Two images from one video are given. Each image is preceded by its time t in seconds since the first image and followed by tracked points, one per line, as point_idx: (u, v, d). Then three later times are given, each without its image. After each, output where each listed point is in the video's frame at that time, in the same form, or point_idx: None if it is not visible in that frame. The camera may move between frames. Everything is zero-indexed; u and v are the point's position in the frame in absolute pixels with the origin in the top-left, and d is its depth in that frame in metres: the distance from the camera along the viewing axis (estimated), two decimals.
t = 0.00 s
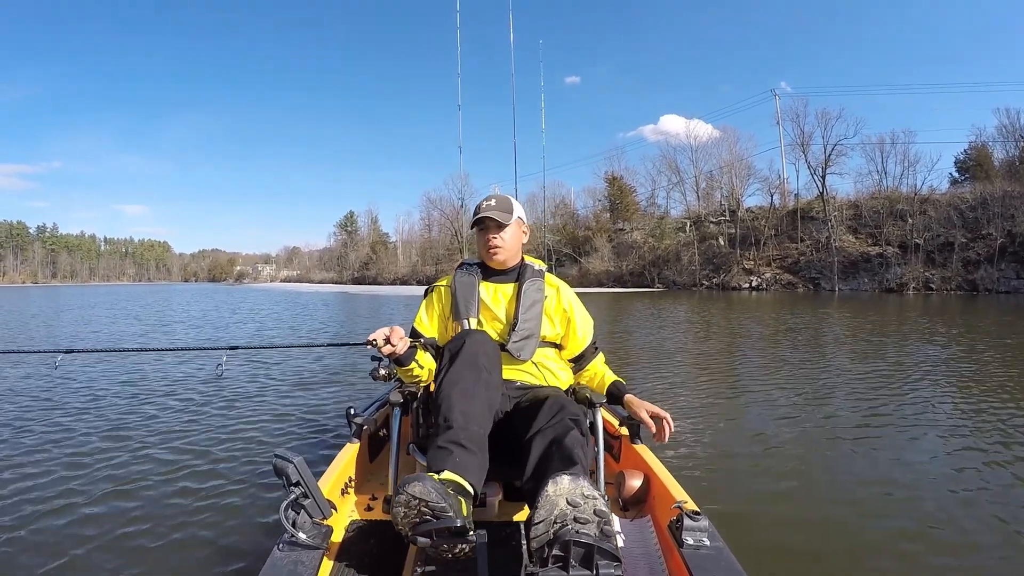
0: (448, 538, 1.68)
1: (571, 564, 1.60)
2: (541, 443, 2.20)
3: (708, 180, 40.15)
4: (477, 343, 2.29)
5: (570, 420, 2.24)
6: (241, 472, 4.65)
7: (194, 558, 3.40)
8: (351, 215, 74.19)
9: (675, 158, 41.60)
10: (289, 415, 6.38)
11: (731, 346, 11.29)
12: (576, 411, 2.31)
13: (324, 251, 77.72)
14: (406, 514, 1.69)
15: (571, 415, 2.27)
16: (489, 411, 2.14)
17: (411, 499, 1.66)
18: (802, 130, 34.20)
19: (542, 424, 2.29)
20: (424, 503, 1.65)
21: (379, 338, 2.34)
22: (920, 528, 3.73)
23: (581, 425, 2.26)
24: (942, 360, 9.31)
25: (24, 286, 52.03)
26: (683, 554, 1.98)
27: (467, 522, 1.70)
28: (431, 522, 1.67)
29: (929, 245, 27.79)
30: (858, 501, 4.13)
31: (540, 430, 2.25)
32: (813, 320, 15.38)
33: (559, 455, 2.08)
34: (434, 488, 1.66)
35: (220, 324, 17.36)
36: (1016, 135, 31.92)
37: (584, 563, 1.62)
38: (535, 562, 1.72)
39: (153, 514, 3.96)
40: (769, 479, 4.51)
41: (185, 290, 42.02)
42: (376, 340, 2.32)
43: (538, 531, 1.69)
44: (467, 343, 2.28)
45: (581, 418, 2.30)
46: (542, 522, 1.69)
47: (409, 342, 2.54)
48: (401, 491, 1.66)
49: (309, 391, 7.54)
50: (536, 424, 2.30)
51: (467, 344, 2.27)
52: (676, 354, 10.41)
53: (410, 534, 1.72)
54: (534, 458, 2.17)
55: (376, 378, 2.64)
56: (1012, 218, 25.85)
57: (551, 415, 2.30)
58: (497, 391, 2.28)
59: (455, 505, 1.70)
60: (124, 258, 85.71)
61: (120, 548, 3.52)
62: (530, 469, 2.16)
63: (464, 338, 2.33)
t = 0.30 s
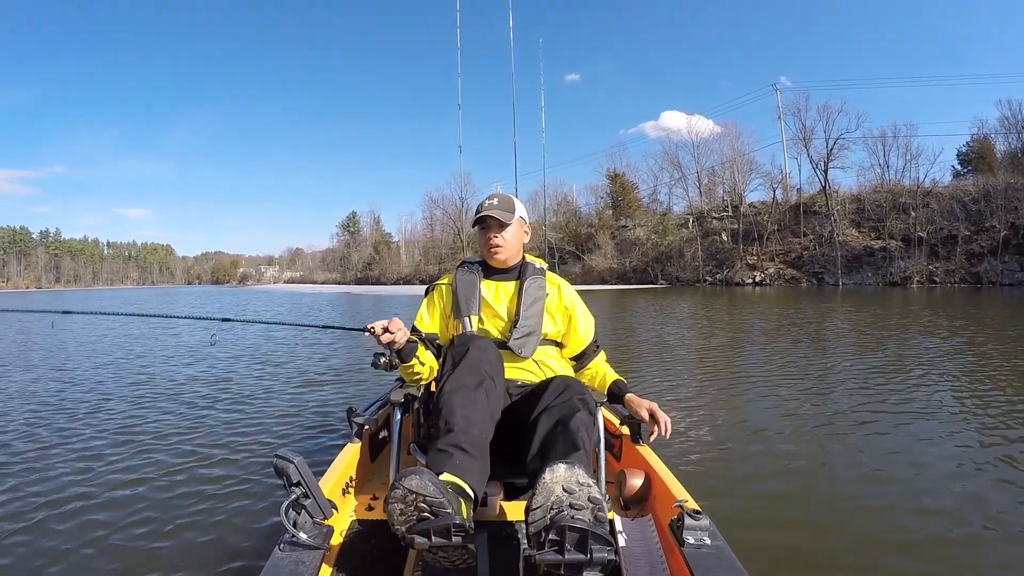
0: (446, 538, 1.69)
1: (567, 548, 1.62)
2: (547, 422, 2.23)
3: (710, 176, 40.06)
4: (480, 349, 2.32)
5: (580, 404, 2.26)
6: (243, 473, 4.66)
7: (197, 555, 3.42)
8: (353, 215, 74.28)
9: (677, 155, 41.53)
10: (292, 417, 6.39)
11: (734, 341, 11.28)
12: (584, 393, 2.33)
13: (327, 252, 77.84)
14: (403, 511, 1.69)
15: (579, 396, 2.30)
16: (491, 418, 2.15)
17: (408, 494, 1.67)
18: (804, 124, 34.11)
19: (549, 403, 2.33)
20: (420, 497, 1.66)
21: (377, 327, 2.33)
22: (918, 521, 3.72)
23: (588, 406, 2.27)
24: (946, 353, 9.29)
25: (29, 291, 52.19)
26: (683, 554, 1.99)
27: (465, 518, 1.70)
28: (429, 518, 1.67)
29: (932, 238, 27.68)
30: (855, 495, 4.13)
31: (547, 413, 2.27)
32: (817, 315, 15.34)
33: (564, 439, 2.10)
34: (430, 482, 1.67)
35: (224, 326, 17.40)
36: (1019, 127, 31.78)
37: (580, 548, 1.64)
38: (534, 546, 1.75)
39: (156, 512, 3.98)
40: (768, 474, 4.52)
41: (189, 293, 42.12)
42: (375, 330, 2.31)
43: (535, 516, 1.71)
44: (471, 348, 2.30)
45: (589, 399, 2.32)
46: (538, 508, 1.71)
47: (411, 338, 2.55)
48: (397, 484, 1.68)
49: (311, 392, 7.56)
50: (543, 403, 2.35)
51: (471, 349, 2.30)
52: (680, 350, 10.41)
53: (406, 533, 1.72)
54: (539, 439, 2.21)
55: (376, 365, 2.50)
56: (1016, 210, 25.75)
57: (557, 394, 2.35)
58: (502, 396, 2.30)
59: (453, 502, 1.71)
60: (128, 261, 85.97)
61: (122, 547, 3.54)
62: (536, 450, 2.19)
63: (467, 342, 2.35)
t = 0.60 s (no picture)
0: (444, 542, 1.66)
1: (561, 537, 1.63)
2: (549, 407, 2.25)
3: (712, 177, 40.02)
4: (480, 359, 2.33)
5: (582, 387, 2.26)
6: (244, 475, 4.66)
7: (195, 559, 3.40)
8: (355, 216, 74.29)
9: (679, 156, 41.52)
10: (292, 417, 6.37)
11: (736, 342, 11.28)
12: (586, 376, 2.33)
13: (328, 252, 77.84)
14: (399, 511, 1.70)
15: (583, 382, 2.29)
16: (490, 431, 2.15)
17: (403, 493, 1.68)
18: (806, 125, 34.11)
19: (553, 386, 2.34)
20: (416, 495, 1.66)
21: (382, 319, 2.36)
22: (919, 522, 3.72)
23: (591, 390, 2.27)
24: (946, 354, 9.28)
25: (30, 291, 52.13)
26: (683, 554, 1.99)
27: (462, 518, 1.70)
28: (425, 519, 1.67)
29: (934, 239, 27.63)
30: (857, 496, 4.14)
31: (550, 397, 2.28)
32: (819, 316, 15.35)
33: (565, 426, 2.10)
34: (427, 481, 1.68)
35: (225, 326, 17.41)
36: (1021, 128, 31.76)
37: (574, 536, 1.64)
38: (528, 539, 1.75)
39: (155, 516, 3.97)
40: (770, 474, 4.54)
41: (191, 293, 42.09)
42: (379, 321, 2.35)
43: (532, 506, 1.73)
44: (470, 359, 2.32)
45: (592, 382, 2.32)
46: (535, 498, 1.72)
47: (413, 338, 2.56)
48: (392, 483, 1.68)
49: (313, 392, 7.56)
50: (547, 385, 2.36)
51: (470, 359, 2.31)
52: (682, 351, 10.40)
53: (401, 538, 1.72)
54: (540, 422, 2.23)
55: (372, 355, 2.46)
56: (1018, 211, 25.71)
57: (560, 376, 2.36)
58: (501, 409, 2.30)
59: (450, 503, 1.71)
60: (130, 261, 85.96)
61: (121, 551, 3.53)
62: (538, 432, 2.21)
63: (467, 353, 2.36)
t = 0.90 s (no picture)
0: (442, 547, 1.65)
1: (559, 532, 1.63)
2: (549, 402, 2.25)
3: (713, 178, 40.02)
4: (477, 370, 2.34)
5: (583, 381, 2.26)
6: (243, 475, 4.66)
7: (193, 562, 3.40)
8: (357, 215, 74.31)
9: (681, 158, 41.52)
10: (292, 417, 6.37)
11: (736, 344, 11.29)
12: (587, 368, 2.34)
13: (329, 251, 77.87)
14: (395, 516, 1.70)
15: (583, 376, 2.29)
16: (488, 440, 2.15)
17: (400, 495, 1.68)
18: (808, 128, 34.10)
19: (554, 378, 2.34)
20: (413, 498, 1.67)
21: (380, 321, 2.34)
22: (918, 525, 3.73)
23: (591, 385, 2.27)
24: (948, 358, 9.28)
25: (31, 288, 52.16)
26: (683, 554, 1.98)
27: (461, 524, 1.69)
28: (422, 524, 1.67)
29: (936, 243, 27.60)
30: (862, 498, 4.13)
31: (551, 391, 2.28)
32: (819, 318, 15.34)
33: (565, 422, 2.10)
34: (423, 483, 1.68)
35: (226, 324, 17.41)
36: None
37: (572, 531, 1.64)
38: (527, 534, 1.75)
39: (153, 516, 3.97)
40: (768, 475, 4.56)
41: (192, 291, 42.10)
42: (376, 321, 2.32)
43: (530, 502, 1.73)
44: (467, 369, 2.33)
45: (592, 375, 2.32)
46: (533, 495, 1.72)
47: (411, 338, 2.56)
48: (389, 485, 1.68)
49: (313, 392, 7.57)
50: (548, 377, 2.36)
51: (466, 370, 2.32)
52: (683, 353, 10.40)
53: (398, 544, 1.71)
54: (541, 417, 2.23)
55: (366, 354, 2.49)
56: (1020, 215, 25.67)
57: (561, 367, 2.37)
58: (499, 414, 2.30)
59: (448, 508, 1.70)
60: (131, 259, 85.95)
61: (117, 553, 3.53)
62: (539, 426, 2.21)
63: (464, 364, 2.37)
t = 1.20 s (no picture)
0: (443, 544, 1.65)
1: (562, 534, 1.63)
2: (548, 406, 2.24)
3: (715, 179, 39.97)
4: (477, 363, 2.34)
5: (582, 386, 2.26)
6: (243, 473, 4.66)
7: (193, 558, 3.41)
8: (358, 215, 74.33)
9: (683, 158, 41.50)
10: (292, 415, 6.38)
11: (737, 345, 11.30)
12: (586, 373, 2.34)
13: (331, 250, 77.88)
14: (398, 513, 1.71)
15: (581, 379, 2.29)
16: (488, 434, 2.15)
17: (402, 494, 1.68)
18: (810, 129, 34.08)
19: (553, 382, 2.34)
20: (415, 496, 1.67)
21: (377, 324, 2.34)
22: (918, 525, 3.76)
23: (589, 389, 2.27)
24: (947, 359, 9.30)
25: (31, 287, 52.11)
26: (683, 554, 1.99)
27: (463, 521, 1.70)
28: (425, 521, 1.68)
29: (937, 244, 27.58)
30: (862, 498, 4.17)
31: (550, 395, 2.28)
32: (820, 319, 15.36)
33: (565, 425, 2.11)
34: (426, 481, 1.68)
35: (227, 323, 17.42)
36: None
37: (574, 533, 1.63)
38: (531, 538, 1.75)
39: (154, 515, 3.98)
40: (769, 474, 4.60)
41: (193, 289, 42.08)
42: (374, 325, 2.31)
43: (533, 503, 1.74)
44: (467, 362, 2.33)
45: (590, 379, 2.32)
46: (536, 496, 1.73)
47: (410, 339, 2.56)
48: (391, 483, 1.69)
49: (313, 390, 7.57)
50: (547, 381, 2.36)
51: (467, 363, 2.32)
52: (684, 354, 10.40)
53: (401, 540, 1.72)
54: (540, 421, 2.22)
55: (367, 360, 2.52)
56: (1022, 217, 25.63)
57: (560, 371, 2.36)
58: (499, 407, 2.30)
59: (449, 504, 1.71)
60: (132, 258, 85.97)
61: (116, 549, 3.53)
62: (538, 431, 2.20)
63: (464, 357, 2.37)
